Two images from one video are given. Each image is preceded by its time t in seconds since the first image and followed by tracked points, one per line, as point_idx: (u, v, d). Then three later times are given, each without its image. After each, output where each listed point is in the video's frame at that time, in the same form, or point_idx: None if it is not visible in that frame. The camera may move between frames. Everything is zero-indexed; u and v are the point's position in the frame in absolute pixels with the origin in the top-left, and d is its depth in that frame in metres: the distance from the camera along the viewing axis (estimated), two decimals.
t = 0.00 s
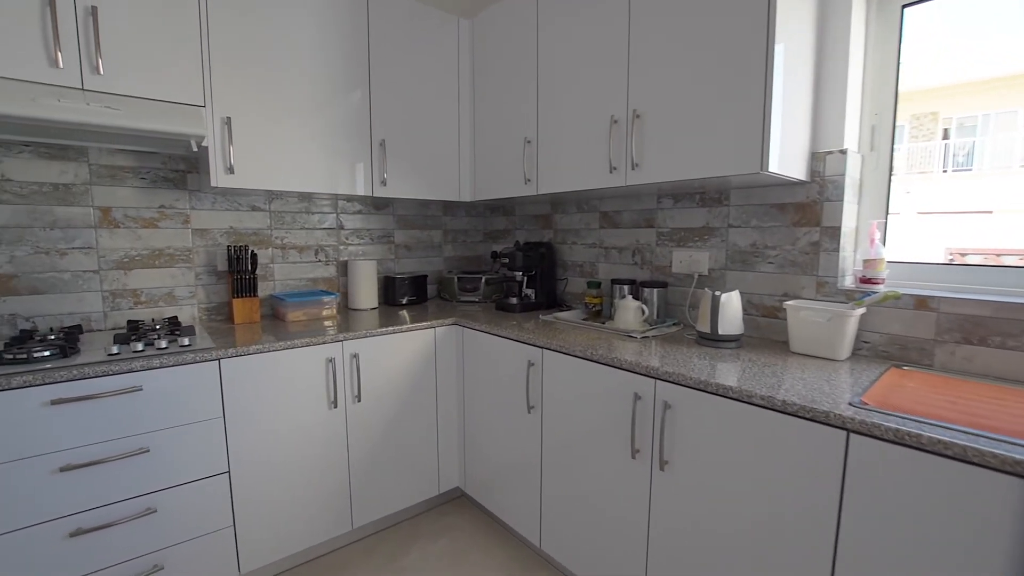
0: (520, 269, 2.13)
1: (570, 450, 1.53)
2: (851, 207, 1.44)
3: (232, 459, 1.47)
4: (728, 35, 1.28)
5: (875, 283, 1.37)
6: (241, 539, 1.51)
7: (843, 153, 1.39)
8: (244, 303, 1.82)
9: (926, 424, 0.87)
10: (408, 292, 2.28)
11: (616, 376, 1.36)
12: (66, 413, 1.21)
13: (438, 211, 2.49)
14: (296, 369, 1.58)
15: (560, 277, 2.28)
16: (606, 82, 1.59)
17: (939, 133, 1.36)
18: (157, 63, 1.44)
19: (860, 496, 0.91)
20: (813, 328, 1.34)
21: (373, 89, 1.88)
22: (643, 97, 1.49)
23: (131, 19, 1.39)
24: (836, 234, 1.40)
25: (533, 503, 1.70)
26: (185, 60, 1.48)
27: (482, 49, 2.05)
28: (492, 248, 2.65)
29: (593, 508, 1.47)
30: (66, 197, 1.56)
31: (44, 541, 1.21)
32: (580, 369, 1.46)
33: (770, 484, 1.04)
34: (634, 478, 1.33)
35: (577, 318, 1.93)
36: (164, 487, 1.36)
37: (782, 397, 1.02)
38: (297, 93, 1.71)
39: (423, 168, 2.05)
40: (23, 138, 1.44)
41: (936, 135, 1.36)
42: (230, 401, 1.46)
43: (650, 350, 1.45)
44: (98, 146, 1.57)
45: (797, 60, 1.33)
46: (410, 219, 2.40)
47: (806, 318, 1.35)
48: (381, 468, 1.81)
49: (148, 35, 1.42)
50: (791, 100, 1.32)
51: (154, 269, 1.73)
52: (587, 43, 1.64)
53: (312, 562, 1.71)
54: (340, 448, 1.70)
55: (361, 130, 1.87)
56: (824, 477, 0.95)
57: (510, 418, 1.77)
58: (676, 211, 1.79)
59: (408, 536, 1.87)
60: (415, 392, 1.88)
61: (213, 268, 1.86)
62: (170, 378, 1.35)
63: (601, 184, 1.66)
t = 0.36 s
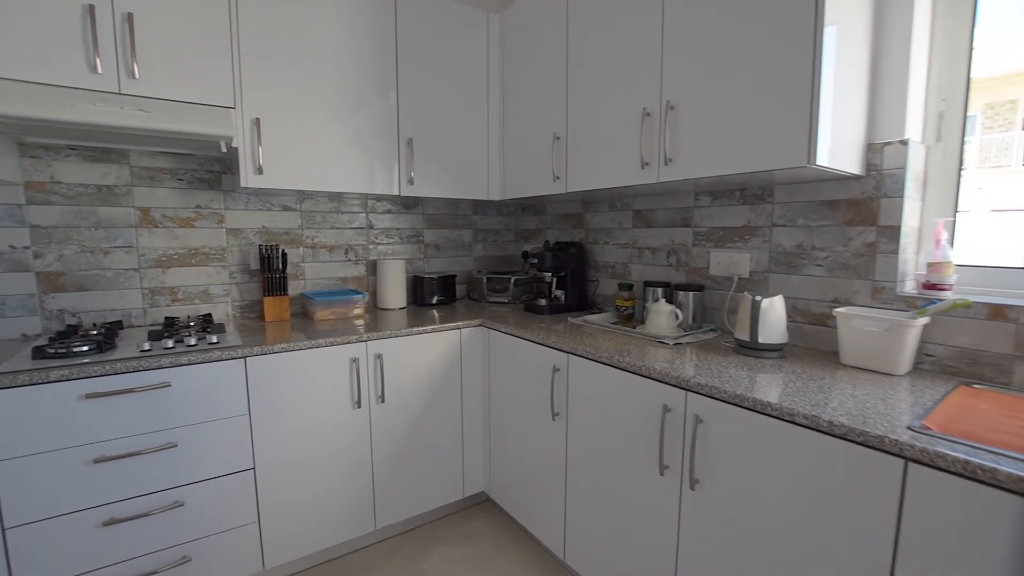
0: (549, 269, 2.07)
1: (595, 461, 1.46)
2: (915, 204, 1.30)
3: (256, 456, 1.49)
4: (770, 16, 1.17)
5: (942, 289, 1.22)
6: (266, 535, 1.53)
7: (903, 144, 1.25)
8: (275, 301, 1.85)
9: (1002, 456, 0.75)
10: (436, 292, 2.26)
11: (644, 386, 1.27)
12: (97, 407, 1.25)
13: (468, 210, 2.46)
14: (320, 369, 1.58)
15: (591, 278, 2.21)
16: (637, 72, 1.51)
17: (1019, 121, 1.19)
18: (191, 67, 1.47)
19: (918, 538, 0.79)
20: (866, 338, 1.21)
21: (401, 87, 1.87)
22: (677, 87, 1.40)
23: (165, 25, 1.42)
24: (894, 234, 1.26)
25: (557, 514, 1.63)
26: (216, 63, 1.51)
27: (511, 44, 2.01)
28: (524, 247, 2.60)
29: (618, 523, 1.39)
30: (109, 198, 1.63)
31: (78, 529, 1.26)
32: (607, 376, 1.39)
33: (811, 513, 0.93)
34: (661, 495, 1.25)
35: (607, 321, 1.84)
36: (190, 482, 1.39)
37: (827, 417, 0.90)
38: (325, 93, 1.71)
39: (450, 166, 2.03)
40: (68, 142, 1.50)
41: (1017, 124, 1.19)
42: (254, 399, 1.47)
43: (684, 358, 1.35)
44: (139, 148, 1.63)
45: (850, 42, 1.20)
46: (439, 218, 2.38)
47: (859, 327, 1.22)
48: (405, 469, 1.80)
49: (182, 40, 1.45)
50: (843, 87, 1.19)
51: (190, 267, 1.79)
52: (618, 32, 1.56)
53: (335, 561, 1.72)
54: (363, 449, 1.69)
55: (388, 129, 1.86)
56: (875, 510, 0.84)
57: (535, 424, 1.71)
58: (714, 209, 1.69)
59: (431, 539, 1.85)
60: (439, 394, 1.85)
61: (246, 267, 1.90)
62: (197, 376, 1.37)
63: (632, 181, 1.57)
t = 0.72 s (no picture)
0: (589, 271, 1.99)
1: (632, 475, 1.38)
2: (1012, 200, 1.12)
3: (292, 453, 1.51)
4: None
5: None
6: (300, 530, 1.55)
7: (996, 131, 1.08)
8: (316, 299, 1.88)
9: None
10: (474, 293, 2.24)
11: (685, 398, 1.18)
12: (146, 398, 1.30)
13: (508, 210, 2.42)
14: (355, 368, 1.58)
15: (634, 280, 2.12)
16: (684, 61, 1.41)
17: None
18: (237, 71, 1.51)
19: None
20: (946, 354, 1.06)
21: (439, 86, 1.86)
22: (727, 75, 1.29)
23: (213, 31, 1.47)
24: (984, 236, 1.10)
25: (592, 527, 1.56)
26: (260, 67, 1.55)
27: (553, 38, 1.94)
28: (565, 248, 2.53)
29: (656, 544, 1.30)
30: (164, 199, 1.71)
31: (129, 514, 1.32)
32: (645, 386, 1.30)
33: (874, 555, 0.81)
34: (702, 518, 1.15)
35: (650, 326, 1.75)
36: (229, 475, 1.43)
37: (898, 445, 0.78)
38: (364, 94, 1.72)
39: (489, 165, 1.99)
40: (128, 146, 1.59)
41: None
42: (291, 396, 1.49)
43: (731, 369, 1.24)
44: (191, 151, 1.70)
45: (930, 17, 1.06)
46: (479, 218, 2.35)
47: (938, 341, 1.07)
48: (438, 472, 1.78)
49: (228, 45, 1.50)
50: (921, 68, 1.05)
51: (238, 266, 1.85)
52: (664, 19, 1.46)
53: (368, 560, 1.72)
54: (397, 450, 1.69)
55: (426, 128, 1.85)
56: (954, 560, 0.72)
57: (570, 432, 1.64)
58: (769, 208, 1.56)
59: (464, 544, 1.82)
60: (474, 396, 1.82)
61: (290, 266, 1.94)
62: (237, 372, 1.41)
63: (677, 179, 1.47)
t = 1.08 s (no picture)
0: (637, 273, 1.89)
1: (678, 495, 1.27)
2: None
3: (330, 451, 1.52)
4: None
5: None
6: (337, 528, 1.56)
7: None
8: (359, 298, 1.90)
9: None
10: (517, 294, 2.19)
11: (739, 415, 1.07)
12: (193, 391, 1.35)
13: (553, 209, 2.36)
14: (393, 368, 1.57)
15: (686, 284, 1.99)
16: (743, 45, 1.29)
17: None
18: (284, 74, 1.54)
19: None
20: None
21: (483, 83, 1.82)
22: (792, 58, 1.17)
23: (261, 35, 1.50)
24: None
25: (633, 546, 1.47)
26: (306, 69, 1.57)
27: (601, 29, 1.86)
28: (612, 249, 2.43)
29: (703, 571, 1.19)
30: (219, 200, 1.78)
31: (176, 503, 1.37)
32: (694, 399, 1.20)
33: None
34: (756, 549, 1.04)
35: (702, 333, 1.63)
36: (270, 470, 1.46)
37: (1002, 487, 0.66)
38: (407, 93, 1.71)
39: (533, 163, 1.94)
40: (186, 149, 1.66)
41: None
42: (330, 395, 1.50)
43: (794, 384, 1.12)
44: (244, 153, 1.76)
45: None
46: (523, 218, 2.30)
47: None
48: (475, 477, 1.74)
49: (276, 49, 1.53)
50: None
51: (286, 265, 1.90)
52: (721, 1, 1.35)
53: (404, 562, 1.71)
54: (433, 453, 1.67)
55: (468, 126, 1.82)
56: None
57: (613, 443, 1.55)
58: (840, 205, 1.40)
59: (501, 552, 1.77)
60: (513, 401, 1.77)
61: (335, 265, 1.97)
62: (278, 369, 1.43)
63: (733, 174, 1.35)
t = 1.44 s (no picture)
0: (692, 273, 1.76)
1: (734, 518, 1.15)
2: None
3: (369, 449, 1.51)
4: None
5: None
6: (376, 527, 1.55)
7: None
8: (402, 295, 1.88)
9: None
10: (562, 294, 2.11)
11: (807, 435, 0.94)
12: (237, 384, 1.37)
13: (602, 206, 2.25)
14: (432, 368, 1.54)
15: (746, 285, 1.83)
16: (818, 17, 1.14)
17: None
18: (330, 71, 1.55)
19: None
20: None
21: (528, 74, 1.75)
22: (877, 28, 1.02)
23: (308, 33, 1.51)
24: None
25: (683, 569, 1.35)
26: (351, 65, 1.57)
27: (655, 12, 1.74)
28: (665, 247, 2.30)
29: None
30: (269, 198, 1.82)
31: (221, 493, 1.40)
32: (755, 414, 1.07)
33: None
34: None
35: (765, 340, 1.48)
36: (310, 465, 1.46)
37: None
38: (451, 87, 1.68)
39: (580, 157, 1.85)
40: (238, 148, 1.71)
41: None
42: (369, 393, 1.49)
43: (875, 402, 0.97)
44: (293, 152, 1.79)
45: None
46: (570, 215, 2.21)
47: None
48: (515, 482, 1.68)
49: (322, 45, 1.53)
50: None
51: (332, 261, 1.91)
52: None
53: (442, 565, 1.68)
54: (472, 456, 1.62)
55: (513, 120, 1.76)
56: None
57: (661, 455, 1.45)
58: (933, 197, 1.22)
59: (541, 562, 1.70)
60: (555, 405, 1.69)
61: (380, 262, 1.97)
62: (318, 366, 1.43)
63: (804, 163, 1.21)
